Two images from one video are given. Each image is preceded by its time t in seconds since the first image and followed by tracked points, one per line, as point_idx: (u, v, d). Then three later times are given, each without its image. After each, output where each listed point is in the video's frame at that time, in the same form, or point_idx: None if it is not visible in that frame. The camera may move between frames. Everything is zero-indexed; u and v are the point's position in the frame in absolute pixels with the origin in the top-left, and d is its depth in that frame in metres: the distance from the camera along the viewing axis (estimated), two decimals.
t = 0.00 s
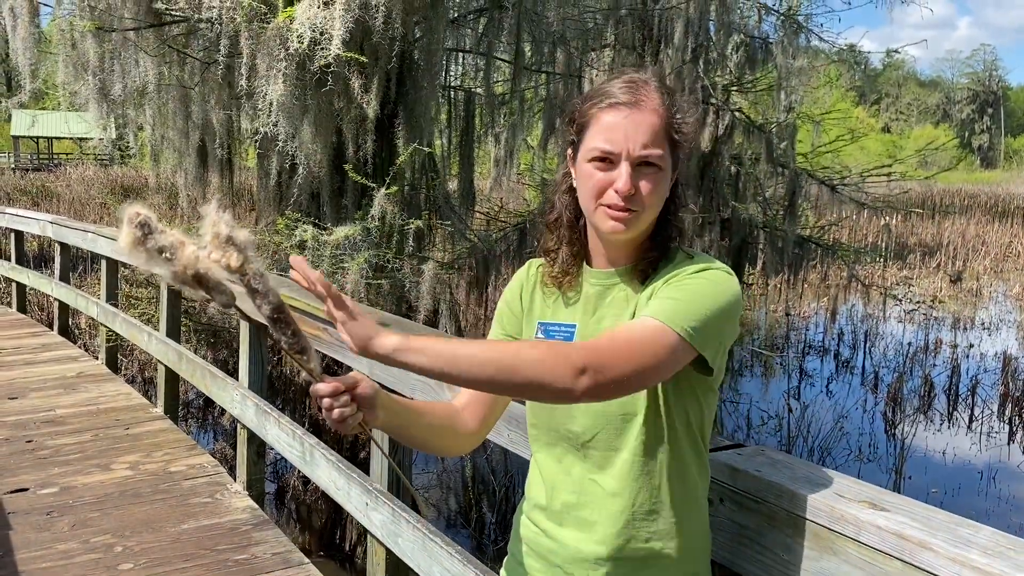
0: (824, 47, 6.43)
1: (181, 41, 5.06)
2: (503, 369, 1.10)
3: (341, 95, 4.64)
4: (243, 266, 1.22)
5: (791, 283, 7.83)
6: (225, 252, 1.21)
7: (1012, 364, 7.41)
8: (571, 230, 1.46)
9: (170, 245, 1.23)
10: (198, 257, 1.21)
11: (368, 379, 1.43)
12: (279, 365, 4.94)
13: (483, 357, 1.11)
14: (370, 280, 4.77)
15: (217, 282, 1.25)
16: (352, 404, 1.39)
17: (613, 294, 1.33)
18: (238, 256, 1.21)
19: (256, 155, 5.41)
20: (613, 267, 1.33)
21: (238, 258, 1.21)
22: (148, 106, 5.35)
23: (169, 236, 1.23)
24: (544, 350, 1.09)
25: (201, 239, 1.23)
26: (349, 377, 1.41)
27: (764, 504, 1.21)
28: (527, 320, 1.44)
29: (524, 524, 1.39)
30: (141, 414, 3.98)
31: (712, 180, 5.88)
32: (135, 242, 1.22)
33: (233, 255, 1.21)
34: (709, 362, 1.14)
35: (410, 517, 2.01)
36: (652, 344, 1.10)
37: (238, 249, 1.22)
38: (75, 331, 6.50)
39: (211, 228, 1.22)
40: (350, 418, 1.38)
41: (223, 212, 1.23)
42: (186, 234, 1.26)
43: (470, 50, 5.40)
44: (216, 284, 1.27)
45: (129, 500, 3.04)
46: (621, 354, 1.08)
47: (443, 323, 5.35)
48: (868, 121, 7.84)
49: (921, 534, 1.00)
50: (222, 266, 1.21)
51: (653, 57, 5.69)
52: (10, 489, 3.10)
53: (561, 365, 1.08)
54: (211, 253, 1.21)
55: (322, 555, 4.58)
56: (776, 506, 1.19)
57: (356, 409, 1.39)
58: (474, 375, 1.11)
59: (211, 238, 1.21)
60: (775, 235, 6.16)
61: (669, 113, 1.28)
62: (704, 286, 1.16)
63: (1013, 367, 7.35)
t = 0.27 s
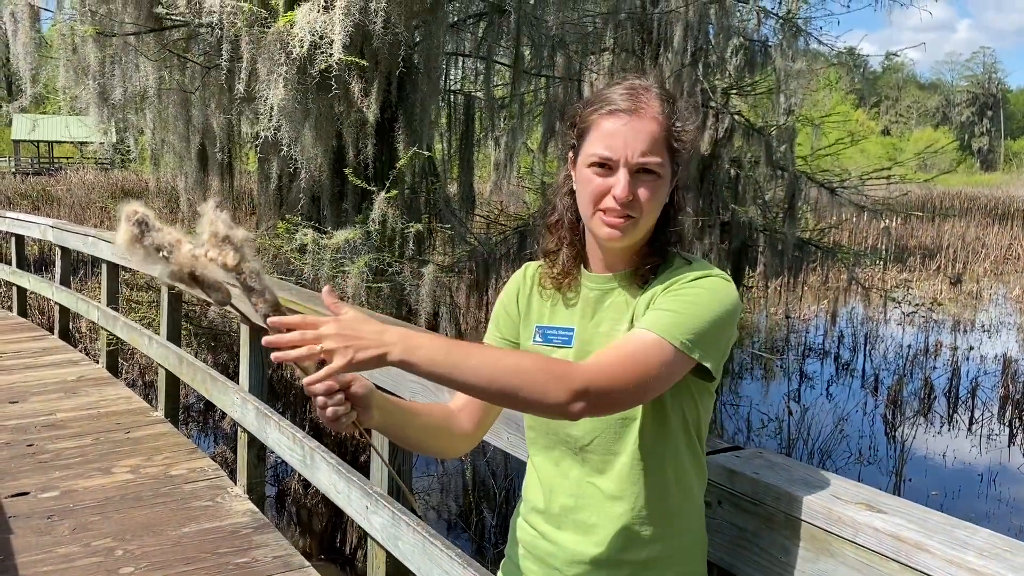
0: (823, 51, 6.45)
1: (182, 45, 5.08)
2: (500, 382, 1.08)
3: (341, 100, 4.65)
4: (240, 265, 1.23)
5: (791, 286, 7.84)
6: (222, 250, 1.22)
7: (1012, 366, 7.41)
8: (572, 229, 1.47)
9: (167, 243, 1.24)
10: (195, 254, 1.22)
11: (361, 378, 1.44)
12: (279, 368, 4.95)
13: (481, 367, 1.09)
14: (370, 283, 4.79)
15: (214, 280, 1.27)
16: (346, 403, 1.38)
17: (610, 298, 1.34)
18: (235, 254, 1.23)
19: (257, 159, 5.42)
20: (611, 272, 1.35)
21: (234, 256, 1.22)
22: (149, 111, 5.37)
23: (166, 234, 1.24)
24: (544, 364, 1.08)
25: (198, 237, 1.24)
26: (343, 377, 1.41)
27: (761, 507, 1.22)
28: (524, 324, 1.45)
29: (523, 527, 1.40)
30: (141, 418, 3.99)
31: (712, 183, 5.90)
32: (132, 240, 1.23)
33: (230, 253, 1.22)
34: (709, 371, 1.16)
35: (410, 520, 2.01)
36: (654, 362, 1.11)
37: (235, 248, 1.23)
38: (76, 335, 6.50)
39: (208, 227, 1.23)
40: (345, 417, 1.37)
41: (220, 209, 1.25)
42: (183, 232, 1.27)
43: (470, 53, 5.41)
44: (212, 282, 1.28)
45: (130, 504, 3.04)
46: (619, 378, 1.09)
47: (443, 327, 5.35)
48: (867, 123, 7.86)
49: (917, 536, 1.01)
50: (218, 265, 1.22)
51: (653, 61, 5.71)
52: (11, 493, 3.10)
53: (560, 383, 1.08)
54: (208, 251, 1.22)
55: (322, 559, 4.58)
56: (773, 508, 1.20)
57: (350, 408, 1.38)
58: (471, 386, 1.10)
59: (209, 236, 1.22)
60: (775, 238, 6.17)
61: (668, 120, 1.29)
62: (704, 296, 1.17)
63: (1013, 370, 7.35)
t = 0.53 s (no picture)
0: (822, 53, 6.46)
1: (181, 49, 5.09)
2: (514, 392, 1.09)
3: (341, 104, 4.65)
4: (239, 268, 1.21)
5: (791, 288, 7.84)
6: (221, 253, 1.20)
7: (1012, 368, 7.42)
8: (573, 233, 1.48)
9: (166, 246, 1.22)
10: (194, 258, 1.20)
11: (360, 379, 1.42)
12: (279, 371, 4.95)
13: (494, 377, 1.09)
14: (370, 286, 4.79)
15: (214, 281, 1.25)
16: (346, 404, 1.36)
17: (611, 300, 1.34)
18: (233, 257, 1.21)
19: (257, 162, 5.43)
20: (610, 275, 1.36)
21: (233, 260, 1.20)
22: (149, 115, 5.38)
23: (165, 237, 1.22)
24: (555, 375, 1.09)
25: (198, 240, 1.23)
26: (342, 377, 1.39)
27: (760, 508, 1.22)
28: (524, 325, 1.45)
29: (523, 529, 1.41)
30: (141, 422, 3.99)
31: (711, 186, 5.91)
32: (131, 244, 1.21)
33: (229, 257, 1.21)
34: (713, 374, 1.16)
35: (410, 523, 2.01)
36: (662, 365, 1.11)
37: (234, 251, 1.22)
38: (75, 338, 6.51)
39: (207, 231, 1.21)
40: (344, 418, 1.35)
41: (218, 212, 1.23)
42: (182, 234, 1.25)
43: (469, 57, 5.42)
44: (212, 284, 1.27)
45: (130, 507, 3.04)
46: (630, 389, 1.10)
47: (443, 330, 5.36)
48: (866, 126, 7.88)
49: (914, 536, 1.02)
50: (218, 269, 1.20)
51: (652, 64, 5.72)
52: (11, 497, 3.10)
53: (572, 394, 1.09)
54: (207, 255, 1.20)
55: (322, 562, 4.58)
56: (772, 510, 1.21)
57: (350, 409, 1.37)
58: (484, 396, 1.10)
59: (207, 239, 1.21)
60: (774, 240, 6.18)
61: (663, 122, 1.29)
62: (706, 300, 1.18)
63: (1013, 371, 7.36)
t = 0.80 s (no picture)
0: (820, 55, 6.48)
1: (180, 52, 5.09)
2: (567, 410, 1.05)
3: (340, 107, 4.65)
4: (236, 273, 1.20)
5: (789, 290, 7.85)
6: (218, 258, 1.19)
7: (1010, 369, 7.43)
8: (569, 238, 1.48)
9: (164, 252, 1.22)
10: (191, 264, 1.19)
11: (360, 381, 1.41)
12: (277, 374, 4.95)
13: (551, 391, 1.05)
14: (369, 289, 4.80)
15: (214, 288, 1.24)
16: (346, 406, 1.36)
17: (610, 301, 1.34)
18: (231, 262, 1.20)
19: (255, 165, 5.44)
20: (608, 275, 1.36)
21: (230, 264, 1.19)
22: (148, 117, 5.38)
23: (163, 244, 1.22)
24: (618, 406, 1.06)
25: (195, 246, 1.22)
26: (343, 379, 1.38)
27: (755, 508, 1.23)
28: (522, 324, 1.46)
29: (518, 529, 1.41)
30: (140, 424, 3.99)
31: (709, 187, 5.92)
32: (130, 251, 1.21)
33: (226, 261, 1.20)
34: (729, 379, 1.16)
35: (408, 525, 2.02)
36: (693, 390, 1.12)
37: (231, 256, 1.21)
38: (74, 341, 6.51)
39: (205, 236, 1.20)
40: (345, 420, 1.35)
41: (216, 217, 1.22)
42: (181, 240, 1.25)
43: (468, 60, 5.43)
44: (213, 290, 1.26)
45: (129, 510, 3.04)
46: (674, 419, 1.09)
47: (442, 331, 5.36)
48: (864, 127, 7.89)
49: (910, 536, 1.02)
50: (215, 273, 1.19)
51: (650, 66, 5.73)
52: (10, 500, 3.10)
53: (626, 424, 1.06)
54: (204, 260, 1.19)
55: (321, 564, 4.58)
56: (767, 510, 1.21)
57: (350, 411, 1.36)
58: (535, 403, 1.06)
59: (204, 244, 1.20)
60: (772, 242, 6.19)
61: (660, 117, 1.30)
62: (710, 297, 1.19)
63: (1011, 372, 7.37)
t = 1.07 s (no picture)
0: (816, 56, 6.48)
1: (177, 54, 5.09)
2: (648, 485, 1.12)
3: (337, 110, 4.64)
4: (244, 267, 1.26)
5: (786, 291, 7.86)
6: (227, 252, 1.26)
7: (1006, 370, 7.44)
8: (559, 249, 1.47)
9: (172, 245, 1.24)
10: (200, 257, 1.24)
11: (361, 380, 1.43)
12: (274, 376, 4.94)
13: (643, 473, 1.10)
14: (366, 291, 4.79)
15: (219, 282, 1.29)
16: (346, 405, 1.39)
17: (610, 305, 1.33)
18: (239, 257, 1.26)
19: (252, 167, 5.43)
20: (606, 279, 1.36)
21: (239, 258, 1.26)
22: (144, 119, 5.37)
23: (172, 236, 1.25)
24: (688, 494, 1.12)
25: (203, 242, 1.28)
26: (344, 377, 1.41)
27: (752, 510, 1.23)
28: (521, 326, 1.46)
29: (514, 530, 1.42)
30: (138, 426, 3.99)
31: (706, 188, 5.92)
32: (139, 243, 1.23)
33: (235, 255, 1.26)
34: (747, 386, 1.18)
35: (405, 526, 2.02)
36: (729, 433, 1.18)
37: (240, 251, 1.27)
38: (71, 343, 6.50)
39: (214, 232, 1.27)
40: (345, 418, 1.38)
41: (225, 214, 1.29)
42: (188, 235, 1.29)
43: (465, 61, 5.43)
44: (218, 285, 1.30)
45: (126, 512, 3.04)
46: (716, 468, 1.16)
47: (439, 333, 5.36)
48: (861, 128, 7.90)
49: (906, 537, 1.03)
50: (223, 268, 1.25)
51: (646, 67, 5.73)
52: (7, 502, 3.10)
53: (685, 497, 1.12)
54: (212, 254, 1.26)
55: (319, 566, 4.58)
56: (764, 511, 1.21)
57: (350, 410, 1.39)
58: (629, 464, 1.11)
59: (213, 238, 1.26)
60: (769, 243, 6.20)
61: (640, 114, 1.33)
62: (723, 312, 1.19)
63: (1007, 373, 7.39)
